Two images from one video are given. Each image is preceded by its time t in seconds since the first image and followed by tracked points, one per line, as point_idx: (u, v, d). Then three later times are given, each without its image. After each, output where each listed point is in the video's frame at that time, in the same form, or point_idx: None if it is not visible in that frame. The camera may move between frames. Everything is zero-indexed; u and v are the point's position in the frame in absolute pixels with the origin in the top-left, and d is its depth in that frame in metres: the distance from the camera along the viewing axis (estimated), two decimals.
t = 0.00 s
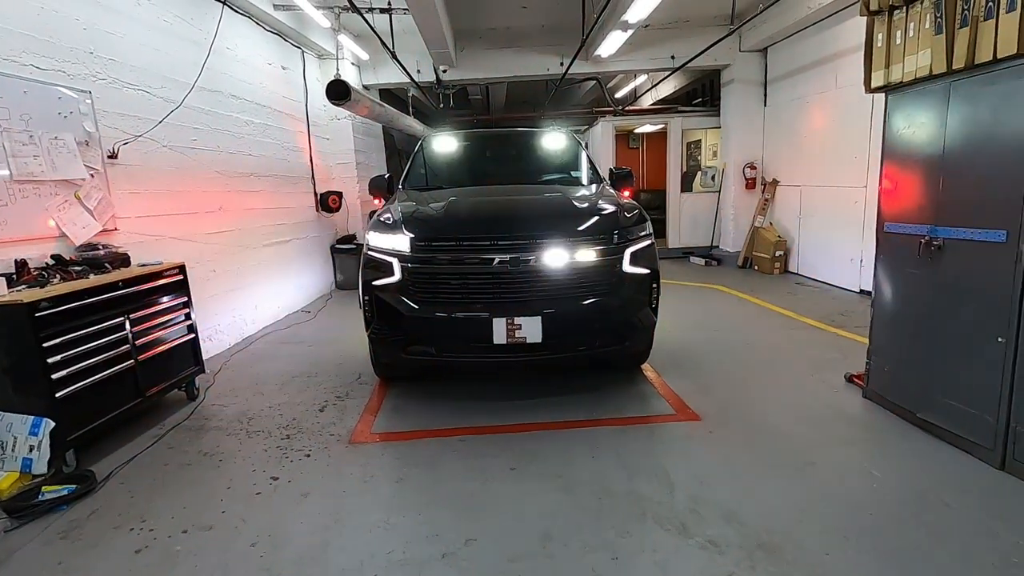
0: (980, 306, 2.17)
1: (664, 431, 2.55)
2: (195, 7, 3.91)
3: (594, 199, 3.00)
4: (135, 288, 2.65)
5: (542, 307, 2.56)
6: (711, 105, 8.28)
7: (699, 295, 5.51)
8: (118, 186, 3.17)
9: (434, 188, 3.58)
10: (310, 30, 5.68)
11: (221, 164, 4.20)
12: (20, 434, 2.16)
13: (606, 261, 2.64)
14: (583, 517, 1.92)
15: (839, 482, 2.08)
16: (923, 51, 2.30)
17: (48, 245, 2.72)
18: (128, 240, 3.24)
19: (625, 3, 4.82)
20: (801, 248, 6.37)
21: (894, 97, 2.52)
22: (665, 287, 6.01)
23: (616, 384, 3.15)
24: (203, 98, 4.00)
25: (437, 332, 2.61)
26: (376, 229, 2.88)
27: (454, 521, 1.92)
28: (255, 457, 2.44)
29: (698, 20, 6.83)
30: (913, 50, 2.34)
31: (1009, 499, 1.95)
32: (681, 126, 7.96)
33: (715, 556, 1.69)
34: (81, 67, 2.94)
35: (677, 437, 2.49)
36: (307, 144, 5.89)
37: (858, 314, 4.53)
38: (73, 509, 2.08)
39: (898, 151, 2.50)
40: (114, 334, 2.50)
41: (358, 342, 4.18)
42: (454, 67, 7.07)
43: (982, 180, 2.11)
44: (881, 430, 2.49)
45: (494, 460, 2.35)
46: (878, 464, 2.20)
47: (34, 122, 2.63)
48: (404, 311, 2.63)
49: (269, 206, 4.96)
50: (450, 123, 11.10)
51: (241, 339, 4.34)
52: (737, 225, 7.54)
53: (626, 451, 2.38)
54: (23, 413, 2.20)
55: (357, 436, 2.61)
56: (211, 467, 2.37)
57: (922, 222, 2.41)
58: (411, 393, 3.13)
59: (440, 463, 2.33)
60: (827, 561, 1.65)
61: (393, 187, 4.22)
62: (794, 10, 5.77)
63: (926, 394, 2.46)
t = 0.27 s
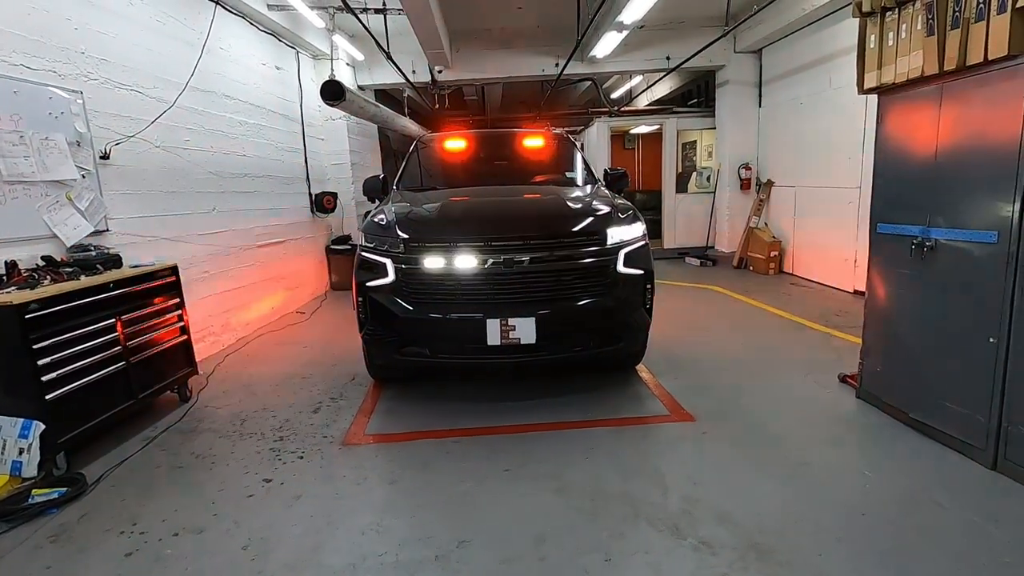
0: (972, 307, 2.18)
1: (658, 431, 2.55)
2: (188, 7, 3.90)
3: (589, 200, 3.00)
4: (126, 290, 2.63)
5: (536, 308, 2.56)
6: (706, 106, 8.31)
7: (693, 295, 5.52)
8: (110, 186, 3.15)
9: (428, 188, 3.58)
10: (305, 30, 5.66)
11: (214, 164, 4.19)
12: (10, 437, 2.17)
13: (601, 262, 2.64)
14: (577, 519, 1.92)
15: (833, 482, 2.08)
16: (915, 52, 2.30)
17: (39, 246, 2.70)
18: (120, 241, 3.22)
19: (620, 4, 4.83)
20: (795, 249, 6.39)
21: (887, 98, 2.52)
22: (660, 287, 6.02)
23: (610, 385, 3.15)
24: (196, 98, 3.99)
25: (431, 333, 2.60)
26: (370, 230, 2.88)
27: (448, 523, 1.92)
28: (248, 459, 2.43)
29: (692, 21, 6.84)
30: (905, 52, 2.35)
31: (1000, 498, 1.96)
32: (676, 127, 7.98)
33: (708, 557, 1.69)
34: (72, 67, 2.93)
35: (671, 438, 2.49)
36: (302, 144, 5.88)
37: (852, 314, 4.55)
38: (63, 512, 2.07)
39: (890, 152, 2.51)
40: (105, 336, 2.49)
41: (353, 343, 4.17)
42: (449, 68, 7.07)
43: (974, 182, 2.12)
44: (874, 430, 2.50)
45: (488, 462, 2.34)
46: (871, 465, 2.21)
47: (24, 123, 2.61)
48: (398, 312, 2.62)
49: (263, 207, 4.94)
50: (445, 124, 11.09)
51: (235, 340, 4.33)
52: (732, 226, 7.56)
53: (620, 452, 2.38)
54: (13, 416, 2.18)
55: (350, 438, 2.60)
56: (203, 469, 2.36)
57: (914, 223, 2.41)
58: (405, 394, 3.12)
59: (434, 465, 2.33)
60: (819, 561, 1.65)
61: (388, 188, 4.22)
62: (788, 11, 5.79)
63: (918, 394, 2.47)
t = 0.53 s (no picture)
0: (966, 307, 2.19)
1: (654, 432, 2.56)
2: (183, 7, 3.88)
3: (585, 200, 3.00)
4: (121, 291, 2.62)
5: (532, 309, 2.56)
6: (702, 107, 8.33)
7: (689, 296, 5.53)
8: (104, 187, 3.14)
9: (425, 189, 3.58)
10: (301, 30, 5.65)
11: (210, 164, 4.18)
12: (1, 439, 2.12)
13: (597, 262, 2.64)
14: (573, 519, 1.91)
15: (828, 483, 2.09)
16: (909, 54, 2.31)
17: (32, 247, 2.68)
18: (115, 242, 3.21)
19: (616, 5, 4.84)
20: (791, 249, 6.41)
21: (882, 99, 2.53)
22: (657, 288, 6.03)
23: (606, 385, 3.16)
24: (192, 98, 3.97)
25: (427, 334, 2.60)
26: (365, 231, 2.87)
27: (444, 524, 1.92)
28: (243, 460, 2.42)
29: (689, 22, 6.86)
30: (900, 53, 2.36)
31: (994, 498, 1.97)
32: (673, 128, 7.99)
33: (704, 558, 1.70)
34: (66, 67, 2.91)
35: (667, 438, 2.49)
36: (298, 144, 5.87)
37: (847, 315, 4.57)
38: (56, 514, 2.05)
39: (885, 153, 2.52)
40: (99, 337, 2.47)
41: (349, 344, 4.16)
42: (446, 69, 7.07)
43: (968, 183, 2.13)
44: (869, 430, 2.51)
45: (484, 462, 2.34)
46: (866, 465, 2.22)
47: (18, 123, 2.60)
48: (394, 313, 2.62)
49: (259, 207, 4.92)
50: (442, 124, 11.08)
51: (230, 341, 4.31)
52: (728, 227, 7.58)
53: (616, 452, 2.38)
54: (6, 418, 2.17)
55: (346, 439, 2.59)
56: (198, 471, 2.35)
57: (909, 224, 2.42)
58: (401, 395, 3.12)
59: (430, 466, 2.33)
60: (814, 561, 1.66)
61: (384, 188, 4.21)
62: (784, 12, 5.81)
63: (913, 394, 2.48)
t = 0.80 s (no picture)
0: (966, 307, 2.19)
1: (655, 432, 2.56)
2: (185, 7, 3.89)
3: (586, 201, 3.00)
4: (122, 291, 2.62)
5: (533, 309, 2.56)
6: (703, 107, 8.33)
7: (690, 296, 5.53)
8: (106, 187, 3.14)
9: (426, 189, 3.58)
10: (302, 31, 5.66)
11: (211, 165, 4.18)
12: (4, 438, 2.12)
13: (598, 263, 2.64)
14: (574, 520, 1.92)
15: (828, 483, 2.09)
16: (910, 54, 2.31)
17: (34, 247, 2.69)
18: (116, 242, 3.21)
19: (617, 5, 4.85)
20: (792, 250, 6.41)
21: (882, 100, 2.53)
22: (657, 288, 6.03)
23: (607, 386, 3.16)
24: (193, 99, 3.98)
25: (428, 334, 2.60)
26: (366, 231, 2.88)
27: (445, 524, 1.92)
28: (245, 460, 2.42)
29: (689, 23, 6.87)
30: (900, 54, 2.36)
31: (995, 498, 1.97)
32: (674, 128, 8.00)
33: (705, 558, 1.70)
34: (68, 67, 2.92)
35: (668, 438, 2.49)
36: (299, 145, 5.88)
37: (847, 315, 4.57)
38: (58, 514, 2.06)
39: (886, 154, 2.52)
40: (101, 337, 2.48)
41: (350, 344, 4.17)
42: (446, 69, 7.08)
43: (968, 183, 2.13)
44: (870, 431, 2.51)
45: (485, 463, 2.34)
46: (866, 465, 2.22)
47: (20, 123, 2.60)
48: (395, 313, 2.63)
49: (260, 207, 4.93)
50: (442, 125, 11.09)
51: (231, 341, 4.32)
52: (729, 227, 7.58)
53: (617, 452, 2.38)
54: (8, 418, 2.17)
55: (347, 439, 2.60)
56: (200, 471, 2.35)
57: (910, 225, 2.42)
58: (402, 395, 3.12)
59: (431, 466, 2.33)
60: (815, 561, 1.66)
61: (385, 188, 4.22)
62: (785, 13, 5.81)
63: (914, 394, 2.48)
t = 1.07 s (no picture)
0: (969, 309, 2.19)
1: (657, 433, 2.56)
2: (188, 9, 3.91)
3: (588, 201, 3.01)
4: (126, 291, 2.63)
5: (535, 309, 2.57)
6: (705, 108, 8.34)
7: (692, 297, 5.53)
8: (110, 188, 3.16)
9: (428, 190, 3.59)
10: (305, 32, 5.68)
11: (214, 165, 4.20)
12: (9, 437, 2.13)
13: (600, 263, 2.64)
14: (575, 520, 1.92)
15: (830, 484, 2.09)
16: (912, 55, 2.31)
17: (39, 247, 2.70)
18: (120, 242, 3.23)
19: (619, 6, 4.85)
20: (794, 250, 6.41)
21: (884, 101, 2.53)
22: (659, 289, 6.03)
23: (609, 386, 3.16)
24: (196, 100, 4.00)
25: (430, 334, 2.61)
26: (369, 231, 2.88)
27: (447, 524, 1.93)
28: (247, 460, 2.43)
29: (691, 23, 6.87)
30: (902, 54, 2.36)
31: (998, 499, 1.96)
32: (676, 129, 8.00)
33: (706, 558, 1.70)
34: (72, 69, 2.93)
35: (670, 439, 2.49)
36: (301, 145, 5.89)
37: (849, 316, 4.56)
38: (63, 512, 2.07)
39: (888, 155, 2.52)
40: (105, 337, 2.49)
41: (352, 344, 4.17)
42: (448, 70, 7.10)
43: (970, 184, 2.13)
44: (872, 432, 2.51)
45: (487, 463, 2.35)
46: (868, 466, 2.22)
47: (24, 124, 2.62)
48: (397, 313, 2.63)
49: (263, 208, 4.95)
50: (444, 125, 11.11)
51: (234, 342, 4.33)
52: (731, 227, 7.57)
53: (618, 453, 2.38)
54: (13, 416, 2.18)
55: (349, 439, 2.60)
56: (203, 470, 2.36)
57: (912, 225, 2.42)
58: (404, 395, 3.13)
59: (433, 466, 2.33)
60: (816, 562, 1.66)
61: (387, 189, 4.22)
62: (787, 13, 5.81)
63: (916, 396, 2.48)
